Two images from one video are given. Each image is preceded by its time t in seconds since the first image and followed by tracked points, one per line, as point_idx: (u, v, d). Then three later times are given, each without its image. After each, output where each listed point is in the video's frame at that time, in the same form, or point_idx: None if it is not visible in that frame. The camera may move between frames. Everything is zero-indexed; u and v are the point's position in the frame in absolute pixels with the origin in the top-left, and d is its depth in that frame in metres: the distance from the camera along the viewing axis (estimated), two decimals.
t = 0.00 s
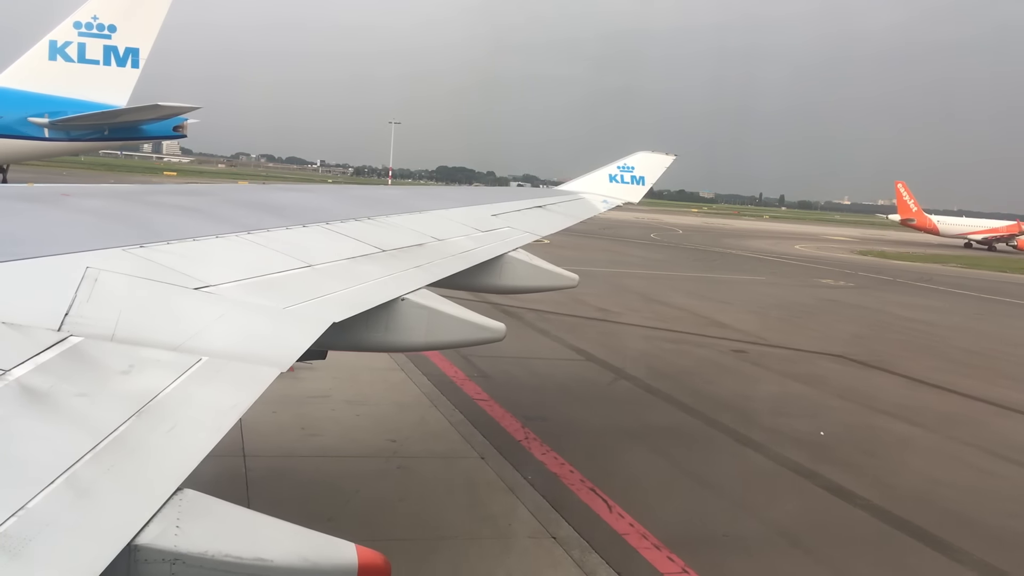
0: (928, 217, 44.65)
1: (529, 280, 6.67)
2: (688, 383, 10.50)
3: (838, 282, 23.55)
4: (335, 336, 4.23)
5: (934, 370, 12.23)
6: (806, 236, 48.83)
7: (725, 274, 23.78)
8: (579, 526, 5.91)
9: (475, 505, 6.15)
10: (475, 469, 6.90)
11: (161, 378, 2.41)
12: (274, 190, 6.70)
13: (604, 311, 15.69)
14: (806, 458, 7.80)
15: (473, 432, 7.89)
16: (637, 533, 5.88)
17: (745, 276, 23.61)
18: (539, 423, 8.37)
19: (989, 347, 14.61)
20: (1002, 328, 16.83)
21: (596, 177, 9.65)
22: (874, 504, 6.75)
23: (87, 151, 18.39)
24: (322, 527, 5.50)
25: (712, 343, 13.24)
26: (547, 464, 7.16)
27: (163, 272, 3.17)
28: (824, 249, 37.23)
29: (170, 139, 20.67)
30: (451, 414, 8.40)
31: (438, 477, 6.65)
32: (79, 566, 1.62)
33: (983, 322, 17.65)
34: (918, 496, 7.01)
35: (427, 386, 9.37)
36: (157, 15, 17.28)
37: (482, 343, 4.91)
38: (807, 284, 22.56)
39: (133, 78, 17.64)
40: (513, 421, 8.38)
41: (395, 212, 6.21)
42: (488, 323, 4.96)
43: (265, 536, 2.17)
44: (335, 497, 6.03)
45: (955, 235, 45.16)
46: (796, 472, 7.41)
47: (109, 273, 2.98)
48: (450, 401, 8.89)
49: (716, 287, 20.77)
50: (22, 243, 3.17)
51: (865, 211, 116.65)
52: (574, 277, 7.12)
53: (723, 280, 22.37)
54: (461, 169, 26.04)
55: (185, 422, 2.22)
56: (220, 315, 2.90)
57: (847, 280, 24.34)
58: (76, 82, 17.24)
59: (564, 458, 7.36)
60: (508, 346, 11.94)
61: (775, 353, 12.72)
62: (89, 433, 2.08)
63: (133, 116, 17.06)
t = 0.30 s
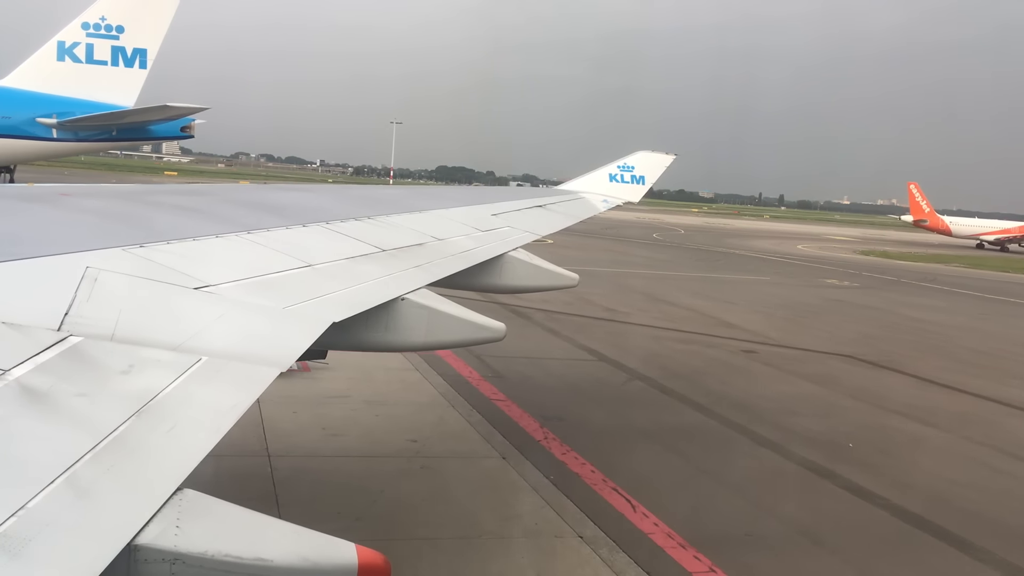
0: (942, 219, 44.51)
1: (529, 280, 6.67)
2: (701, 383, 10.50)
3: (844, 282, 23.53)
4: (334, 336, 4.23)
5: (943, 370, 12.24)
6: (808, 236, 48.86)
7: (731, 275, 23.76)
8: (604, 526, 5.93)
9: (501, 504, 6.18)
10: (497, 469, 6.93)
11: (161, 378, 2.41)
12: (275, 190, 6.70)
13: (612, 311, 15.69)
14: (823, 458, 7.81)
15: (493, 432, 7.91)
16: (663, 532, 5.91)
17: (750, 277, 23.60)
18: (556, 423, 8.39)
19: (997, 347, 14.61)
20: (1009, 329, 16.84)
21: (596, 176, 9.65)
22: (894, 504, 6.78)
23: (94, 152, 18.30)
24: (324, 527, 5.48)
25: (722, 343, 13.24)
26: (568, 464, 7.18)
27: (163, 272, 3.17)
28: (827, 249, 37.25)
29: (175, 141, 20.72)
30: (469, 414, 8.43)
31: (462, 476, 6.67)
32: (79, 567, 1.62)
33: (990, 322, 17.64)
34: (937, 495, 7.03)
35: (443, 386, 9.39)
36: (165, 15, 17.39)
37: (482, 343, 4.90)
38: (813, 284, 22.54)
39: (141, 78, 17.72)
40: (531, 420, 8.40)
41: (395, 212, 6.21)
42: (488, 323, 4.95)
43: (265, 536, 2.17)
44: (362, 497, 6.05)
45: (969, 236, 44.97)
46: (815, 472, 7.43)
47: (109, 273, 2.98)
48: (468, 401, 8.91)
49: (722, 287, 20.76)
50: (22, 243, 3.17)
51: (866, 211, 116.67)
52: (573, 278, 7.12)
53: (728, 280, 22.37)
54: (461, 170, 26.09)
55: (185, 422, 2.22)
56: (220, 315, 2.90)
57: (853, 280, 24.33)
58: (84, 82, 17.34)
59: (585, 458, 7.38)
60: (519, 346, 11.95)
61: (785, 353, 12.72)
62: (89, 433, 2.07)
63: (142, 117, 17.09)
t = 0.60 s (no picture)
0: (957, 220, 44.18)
1: (529, 280, 6.67)
2: (714, 383, 10.52)
3: (849, 282, 23.50)
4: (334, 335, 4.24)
5: (953, 370, 12.25)
6: (809, 236, 48.86)
7: (735, 275, 23.74)
8: (632, 525, 5.99)
9: (527, 503, 6.24)
10: (518, 469, 6.99)
11: (161, 377, 2.41)
12: (275, 190, 6.70)
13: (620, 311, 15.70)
14: (841, 458, 7.84)
15: (512, 432, 7.96)
16: (688, 532, 5.97)
17: (755, 277, 23.58)
18: (574, 423, 8.43)
19: (1005, 347, 14.61)
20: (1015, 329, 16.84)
21: (596, 176, 9.65)
22: (914, 504, 6.81)
23: (102, 152, 18.21)
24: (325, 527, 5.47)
25: (731, 343, 13.25)
26: (589, 463, 7.23)
27: (163, 271, 3.17)
28: (829, 249, 37.25)
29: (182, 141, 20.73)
30: (487, 415, 8.48)
31: (486, 476, 6.73)
32: (79, 567, 1.62)
33: (997, 322, 17.63)
34: (957, 496, 7.06)
35: (459, 386, 9.44)
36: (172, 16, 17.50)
37: (482, 343, 4.90)
38: (818, 285, 22.52)
39: (148, 79, 17.80)
40: (549, 420, 8.45)
41: (396, 212, 6.22)
42: (488, 323, 4.94)
43: (266, 536, 2.17)
44: (386, 496, 6.09)
45: (979, 237, 44.79)
46: (834, 472, 7.48)
47: (110, 273, 2.98)
48: (485, 401, 8.96)
49: (728, 287, 20.75)
50: (22, 242, 3.17)
51: (866, 210, 116.67)
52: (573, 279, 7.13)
53: (733, 280, 22.36)
54: (461, 170, 26.09)
55: (185, 422, 2.22)
56: (220, 314, 2.90)
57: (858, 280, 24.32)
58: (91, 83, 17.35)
59: (605, 458, 7.43)
60: (531, 346, 11.97)
61: (795, 353, 12.73)
62: (89, 433, 2.07)
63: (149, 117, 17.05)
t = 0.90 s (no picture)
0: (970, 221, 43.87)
1: (529, 280, 6.67)
2: (726, 383, 10.52)
3: (854, 282, 23.49)
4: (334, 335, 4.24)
5: (962, 370, 12.26)
6: (811, 236, 48.87)
7: (740, 275, 23.72)
8: (658, 525, 6.02)
9: (551, 503, 6.29)
10: (540, 469, 7.03)
11: (161, 378, 2.41)
12: (275, 190, 6.70)
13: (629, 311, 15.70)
14: (858, 459, 7.86)
15: (530, 432, 7.98)
16: (713, 531, 6.01)
17: (760, 277, 23.56)
18: (592, 423, 8.44)
19: (1013, 347, 14.61)
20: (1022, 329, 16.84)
21: (596, 177, 9.65)
22: (934, 504, 6.83)
23: (109, 153, 18.13)
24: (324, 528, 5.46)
25: (740, 343, 13.25)
26: (609, 464, 7.26)
27: (163, 272, 3.18)
28: (832, 249, 37.27)
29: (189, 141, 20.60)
30: (505, 415, 8.52)
31: (509, 477, 6.78)
32: (79, 567, 1.62)
33: (1004, 322, 17.62)
34: (976, 496, 7.08)
35: (475, 386, 9.49)
36: (179, 17, 17.67)
37: (482, 343, 4.90)
38: (823, 285, 22.51)
39: (155, 79, 17.91)
40: (567, 420, 8.48)
41: (396, 212, 6.22)
42: (488, 323, 4.95)
43: (266, 536, 2.17)
44: (405, 497, 6.11)
45: (991, 237, 44.56)
46: (853, 472, 7.49)
47: (110, 273, 2.98)
48: (502, 401, 8.98)
49: (733, 287, 20.73)
50: (23, 243, 3.17)
51: (867, 210, 116.63)
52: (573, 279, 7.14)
53: (738, 280, 22.35)
54: (461, 170, 26.09)
55: (185, 422, 2.22)
56: (221, 314, 2.90)
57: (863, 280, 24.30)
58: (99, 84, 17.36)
59: (624, 457, 7.46)
60: (542, 346, 11.98)
61: (804, 353, 12.73)
62: (89, 433, 2.08)
63: (157, 117, 16.99)
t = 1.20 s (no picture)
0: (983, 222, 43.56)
1: (529, 280, 6.67)
2: (739, 383, 10.53)
3: (859, 283, 23.47)
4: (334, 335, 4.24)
5: (971, 370, 12.26)
6: (812, 236, 48.91)
7: (744, 275, 23.72)
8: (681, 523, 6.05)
9: (575, 502, 6.31)
10: (561, 469, 7.05)
11: (162, 377, 2.41)
12: (275, 189, 6.70)
13: (637, 311, 15.70)
14: (875, 459, 7.86)
15: (548, 432, 8.00)
16: (736, 530, 6.02)
17: (764, 277, 23.56)
18: (609, 423, 8.44)
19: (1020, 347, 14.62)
20: None
21: (596, 177, 9.65)
22: (954, 504, 6.84)
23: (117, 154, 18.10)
24: (323, 528, 5.47)
25: (749, 343, 13.25)
26: (630, 463, 7.27)
27: (163, 272, 3.18)
28: (834, 249, 37.28)
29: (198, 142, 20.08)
30: (522, 415, 8.54)
31: (530, 477, 6.80)
32: (80, 567, 1.63)
33: (1010, 322, 17.62)
34: (995, 496, 7.09)
35: (491, 386, 9.51)
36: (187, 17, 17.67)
37: (482, 343, 4.90)
38: (828, 285, 22.50)
39: (163, 80, 17.93)
40: (584, 420, 8.49)
41: (396, 212, 6.23)
42: (488, 323, 4.94)
43: (266, 535, 2.17)
44: (421, 498, 6.12)
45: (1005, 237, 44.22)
46: (870, 472, 7.50)
47: (110, 273, 2.98)
48: (518, 402, 9.01)
49: (739, 287, 20.71)
50: (23, 242, 3.17)
51: (867, 210, 116.60)
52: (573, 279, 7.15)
53: (743, 280, 22.35)
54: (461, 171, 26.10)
55: (185, 422, 2.23)
56: (221, 314, 2.90)
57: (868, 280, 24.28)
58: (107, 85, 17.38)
59: (644, 457, 7.47)
60: (554, 347, 11.98)
61: (814, 354, 12.73)
62: (90, 433, 2.08)
63: (165, 118, 16.96)
